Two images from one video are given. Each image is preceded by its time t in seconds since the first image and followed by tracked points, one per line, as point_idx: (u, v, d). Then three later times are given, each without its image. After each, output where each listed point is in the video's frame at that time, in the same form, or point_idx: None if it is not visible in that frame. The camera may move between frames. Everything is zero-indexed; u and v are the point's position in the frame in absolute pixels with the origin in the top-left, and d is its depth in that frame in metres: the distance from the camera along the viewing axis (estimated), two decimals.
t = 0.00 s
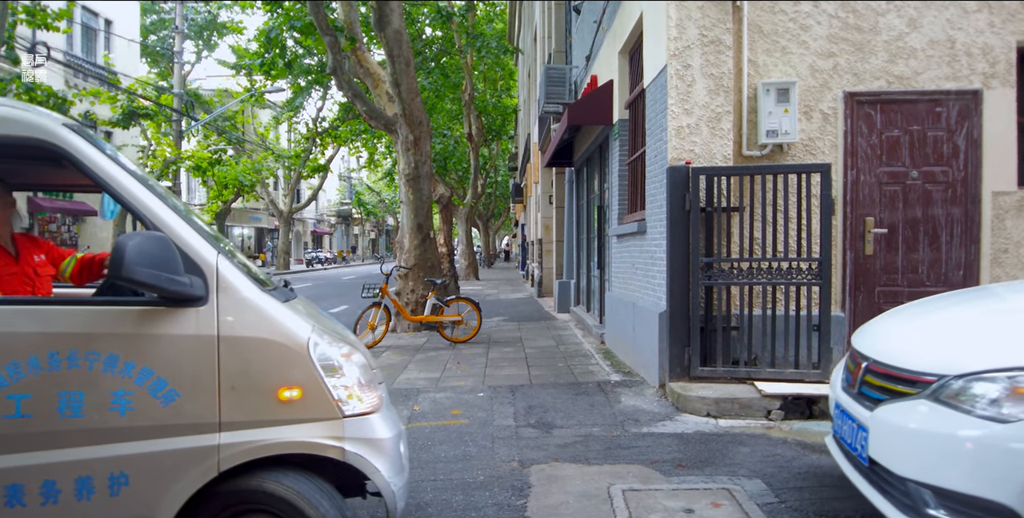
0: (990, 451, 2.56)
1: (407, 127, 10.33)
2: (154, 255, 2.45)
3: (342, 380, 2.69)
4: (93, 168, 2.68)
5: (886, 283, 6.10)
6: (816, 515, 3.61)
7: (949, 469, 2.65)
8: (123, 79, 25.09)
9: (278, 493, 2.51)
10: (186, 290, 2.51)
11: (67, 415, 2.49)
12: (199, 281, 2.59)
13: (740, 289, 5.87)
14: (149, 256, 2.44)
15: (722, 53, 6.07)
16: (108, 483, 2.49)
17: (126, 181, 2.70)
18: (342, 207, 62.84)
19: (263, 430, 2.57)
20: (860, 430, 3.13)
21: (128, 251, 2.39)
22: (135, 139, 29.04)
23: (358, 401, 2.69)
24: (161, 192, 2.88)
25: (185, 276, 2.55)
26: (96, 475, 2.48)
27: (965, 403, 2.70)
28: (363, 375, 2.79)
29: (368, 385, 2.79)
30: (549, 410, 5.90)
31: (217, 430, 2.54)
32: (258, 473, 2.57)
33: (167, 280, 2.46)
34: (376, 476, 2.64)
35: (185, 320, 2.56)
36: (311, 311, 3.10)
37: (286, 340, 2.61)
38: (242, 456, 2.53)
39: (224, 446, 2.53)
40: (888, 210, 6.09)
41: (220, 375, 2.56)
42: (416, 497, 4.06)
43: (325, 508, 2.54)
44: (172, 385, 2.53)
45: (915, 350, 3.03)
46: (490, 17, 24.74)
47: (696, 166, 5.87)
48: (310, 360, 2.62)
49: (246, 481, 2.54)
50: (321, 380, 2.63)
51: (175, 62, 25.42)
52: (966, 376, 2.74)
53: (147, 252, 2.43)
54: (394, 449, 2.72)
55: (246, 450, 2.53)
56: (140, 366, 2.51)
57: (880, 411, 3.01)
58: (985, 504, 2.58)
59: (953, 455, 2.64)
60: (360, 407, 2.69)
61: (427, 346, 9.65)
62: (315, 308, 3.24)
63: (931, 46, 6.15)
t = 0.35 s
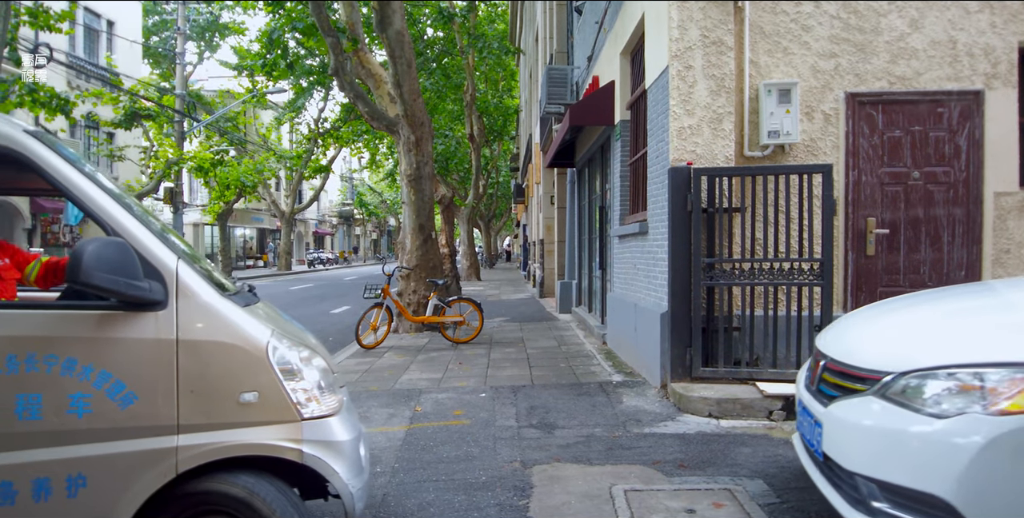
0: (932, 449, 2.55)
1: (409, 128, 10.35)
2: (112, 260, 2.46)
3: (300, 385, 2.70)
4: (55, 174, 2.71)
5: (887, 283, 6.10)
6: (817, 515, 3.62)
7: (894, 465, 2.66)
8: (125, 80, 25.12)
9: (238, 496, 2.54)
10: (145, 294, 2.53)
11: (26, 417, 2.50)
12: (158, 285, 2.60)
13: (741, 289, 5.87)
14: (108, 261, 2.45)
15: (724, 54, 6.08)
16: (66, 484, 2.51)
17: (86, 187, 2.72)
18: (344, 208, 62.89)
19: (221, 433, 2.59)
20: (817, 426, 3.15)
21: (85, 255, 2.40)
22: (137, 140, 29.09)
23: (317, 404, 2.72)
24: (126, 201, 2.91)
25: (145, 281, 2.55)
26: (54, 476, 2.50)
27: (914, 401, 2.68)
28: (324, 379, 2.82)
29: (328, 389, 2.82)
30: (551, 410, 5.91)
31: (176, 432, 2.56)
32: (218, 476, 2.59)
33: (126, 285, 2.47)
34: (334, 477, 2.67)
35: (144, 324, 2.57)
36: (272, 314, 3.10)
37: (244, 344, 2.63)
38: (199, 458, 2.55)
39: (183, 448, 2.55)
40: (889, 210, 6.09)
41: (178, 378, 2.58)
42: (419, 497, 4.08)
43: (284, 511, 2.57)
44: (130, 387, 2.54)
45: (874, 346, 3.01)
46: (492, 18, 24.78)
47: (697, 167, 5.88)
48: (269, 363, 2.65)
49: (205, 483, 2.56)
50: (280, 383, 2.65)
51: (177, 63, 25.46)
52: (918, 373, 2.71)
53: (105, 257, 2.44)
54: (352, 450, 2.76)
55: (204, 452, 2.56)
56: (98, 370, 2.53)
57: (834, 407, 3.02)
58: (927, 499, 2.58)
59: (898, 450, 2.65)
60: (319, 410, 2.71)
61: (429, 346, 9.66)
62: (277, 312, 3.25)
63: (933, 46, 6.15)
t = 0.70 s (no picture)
0: (855, 443, 2.61)
1: (406, 127, 10.34)
2: (74, 262, 2.44)
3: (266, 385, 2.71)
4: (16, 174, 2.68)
5: (883, 282, 6.12)
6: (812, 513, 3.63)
7: (822, 458, 2.72)
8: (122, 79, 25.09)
9: (200, 497, 2.53)
10: (106, 296, 2.53)
11: None
12: (121, 287, 2.60)
13: (738, 288, 5.88)
14: (70, 264, 2.43)
15: (721, 54, 6.09)
16: (26, 484, 2.51)
17: (49, 185, 2.71)
18: (342, 208, 62.89)
19: (182, 434, 2.59)
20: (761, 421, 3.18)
21: (46, 258, 2.38)
22: (135, 139, 29.09)
23: (280, 406, 2.71)
24: (91, 204, 2.91)
25: (106, 283, 2.55)
26: (14, 476, 2.51)
27: (844, 396, 2.72)
28: (288, 381, 2.82)
29: (292, 391, 2.81)
30: (549, 409, 5.92)
31: (136, 433, 2.56)
32: (182, 476, 2.59)
33: (88, 287, 2.47)
34: (294, 478, 2.67)
35: (106, 326, 2.57)
36: (238, 315, 3.09)
37: (206, 346, 2.62)
38: (159, 459, 2.55)
39: (143, 449, 2.55)
40: (886, 209, 6.11)
41: (140, 379, 2.58)
42: (416, 496, 4.08)
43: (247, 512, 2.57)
44: (91, 388, 2.55)
45: (828, 335, 3.00)
46: (490, 18, 24.79)
47: (694, 166, 5.89)
48: (230, 365, 2.64)
49: (169, 483, 2.57)
50: (241, 385, 2.65)
51: (175, 63, 25.46)
52: (851, 368, 2.73)
53: (66, 262, 2.42)
54: (314, 452, 2.75)
55: (164, 452, 2.56)
56: (59, 371, 2.53)
57: (775, 402, 3.03)
58: (851, 491, 2.64)
59: (826, 444, 2.70)
60: (281, 411, 2.71)
61: (427, 346, 9.67)
62: (242, 312, 3.24)
63: (929, 46, 6.16)
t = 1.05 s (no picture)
0: (779, 440, 2.58)
1: (404, 127, 10.33)
2: (43, 266, 2.44)
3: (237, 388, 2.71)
4: None
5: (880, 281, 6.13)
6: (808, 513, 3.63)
7: (750, 455, 2.69)
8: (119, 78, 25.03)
9: (170, 498, 2.52)
10: (74, 299, 2.51)
11: None
12: (89, 289, 2.58)
13: (735, 287, 5.87)
14: (38, 268, 2.43)
15: (718, 53, 6.08)
16: None
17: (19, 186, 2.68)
18: (339, 207, 62.83)
19: (153, 435, 2.57)
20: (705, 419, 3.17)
21: (13, 261, 2.38)
22: (132, 139, 29.04)
23: (251, 408, 2.71)
24: (64, 209, 2.88)
25: (74, 285, 2.53)
26: None
27: (775, 394, 2.69)
28: (259, 383, 2.82)
29: (263, 394, 2.81)
30: (546, 409, 5.92)
31: (105, 435, 2.54)
32: (153, 477, 2.58)
33: (55, 289, 2.46)
34: (266, 480, 2.65)
35: (74, 329, 2.54)
36: (207, 317, 3.07)
37: (177, 349, 2.61)
38: (129, 460, 2.53)
39: (112, 451, 2.53)
40: (883, 209, 6.11)
41: (109, 381, 2.55)
42: (413, 496, 4.08)
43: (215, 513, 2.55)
44: (59, 390, 2.52)
45: (783, 332, 2.98)
46: (488, 17, 24.79)
47: (691, 166, 5.89)
48: (200, 368, 2.63)
49: (138, 485, 2.55)
50: (211, 387, 2.64)
51: (171, 63, 25.43)
52: (781, 369, 2.72)
53: (34, 265, 2.42)
54: (287, 454, 2.75)
55: (134, 454, 2.54)
56: (27, 373, 2.50)
57: (715, 401, 3.02)
58: (774, 488, 2.61)
59: (755, 440, 2.68)
60: (252, 413, 2.70)
61: (424, 345, 9.66)
62: (214, 314, 3.23)
63: (926, 46, 6.17)
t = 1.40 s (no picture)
0: (707, 438, 2.62)
1: (402, 127, 10.32)
2: (17, 266, 2.42)
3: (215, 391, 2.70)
4: None
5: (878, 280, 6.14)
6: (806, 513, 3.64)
7: (683, 453, 2.73)
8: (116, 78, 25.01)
9: (147, 501, 2.50)
10: (52, 303, 2.49)
11: None
12: (67, 292, 2.56)
13: (733, 288, 5.87)
14: (14, 268, 2.41)
15: (716, 54, 6.10)
16: None
17: (5, 195, 2.67)
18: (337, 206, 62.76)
19: (132, 438, 2.56)
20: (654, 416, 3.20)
21: None
22: (130, 138, 29.01)
23: (230, 410, 2.71)
24: (50, 217, 2.87)
25: (51, 287, 2.52)
26: None
27: (709, 394, 2.73)
28: (238, 386, 2.82)
29: (242, 397, 2.81)
30: (544, 409, 5.92)
31: (82, 438, 2.53)
32: (131, 480, 2.56)
33: (31, 292, 2.45)
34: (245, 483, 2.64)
35: (51, 332, 2.52)
36: (186, 319, 3.06)
37: (154, 351, 2.60)
38: (107, 463, 2.52)
39: (89, 454, 2.52)
40: (880, 209, 6.13)
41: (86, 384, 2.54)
42: (412, 496, 4.08)
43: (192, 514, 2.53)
44: (35, 393, 2.51)
45: (732, 330, 3.00)
46: (486, 17, 24.79)
47: (689, 166, 5.89)
48: (179, 370, 2.62)
49: (118, 487, 2.53)
50: (190, 389, 2.63)
51: (169, 62, 25.42)
52: (715, 369, 2.75)
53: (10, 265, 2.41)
54: (265, 455, 2.75)
55: (111, 457, 2.52)
56: (3, 375, 2.48)
57: (659, 401, 3.06)
58: (704, 484, 2.64)
59: (688, 438, 2.71)
60: (232, 415, 2.70)
61: (423, 345, 9.66)
62: (194, 316, 3.24)
63: (923, 47, 6.18)
